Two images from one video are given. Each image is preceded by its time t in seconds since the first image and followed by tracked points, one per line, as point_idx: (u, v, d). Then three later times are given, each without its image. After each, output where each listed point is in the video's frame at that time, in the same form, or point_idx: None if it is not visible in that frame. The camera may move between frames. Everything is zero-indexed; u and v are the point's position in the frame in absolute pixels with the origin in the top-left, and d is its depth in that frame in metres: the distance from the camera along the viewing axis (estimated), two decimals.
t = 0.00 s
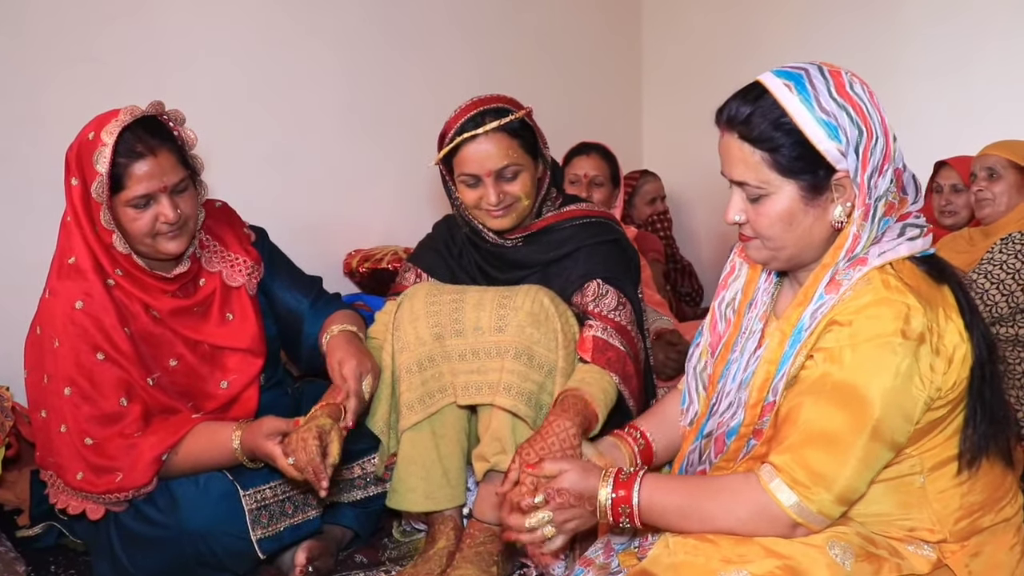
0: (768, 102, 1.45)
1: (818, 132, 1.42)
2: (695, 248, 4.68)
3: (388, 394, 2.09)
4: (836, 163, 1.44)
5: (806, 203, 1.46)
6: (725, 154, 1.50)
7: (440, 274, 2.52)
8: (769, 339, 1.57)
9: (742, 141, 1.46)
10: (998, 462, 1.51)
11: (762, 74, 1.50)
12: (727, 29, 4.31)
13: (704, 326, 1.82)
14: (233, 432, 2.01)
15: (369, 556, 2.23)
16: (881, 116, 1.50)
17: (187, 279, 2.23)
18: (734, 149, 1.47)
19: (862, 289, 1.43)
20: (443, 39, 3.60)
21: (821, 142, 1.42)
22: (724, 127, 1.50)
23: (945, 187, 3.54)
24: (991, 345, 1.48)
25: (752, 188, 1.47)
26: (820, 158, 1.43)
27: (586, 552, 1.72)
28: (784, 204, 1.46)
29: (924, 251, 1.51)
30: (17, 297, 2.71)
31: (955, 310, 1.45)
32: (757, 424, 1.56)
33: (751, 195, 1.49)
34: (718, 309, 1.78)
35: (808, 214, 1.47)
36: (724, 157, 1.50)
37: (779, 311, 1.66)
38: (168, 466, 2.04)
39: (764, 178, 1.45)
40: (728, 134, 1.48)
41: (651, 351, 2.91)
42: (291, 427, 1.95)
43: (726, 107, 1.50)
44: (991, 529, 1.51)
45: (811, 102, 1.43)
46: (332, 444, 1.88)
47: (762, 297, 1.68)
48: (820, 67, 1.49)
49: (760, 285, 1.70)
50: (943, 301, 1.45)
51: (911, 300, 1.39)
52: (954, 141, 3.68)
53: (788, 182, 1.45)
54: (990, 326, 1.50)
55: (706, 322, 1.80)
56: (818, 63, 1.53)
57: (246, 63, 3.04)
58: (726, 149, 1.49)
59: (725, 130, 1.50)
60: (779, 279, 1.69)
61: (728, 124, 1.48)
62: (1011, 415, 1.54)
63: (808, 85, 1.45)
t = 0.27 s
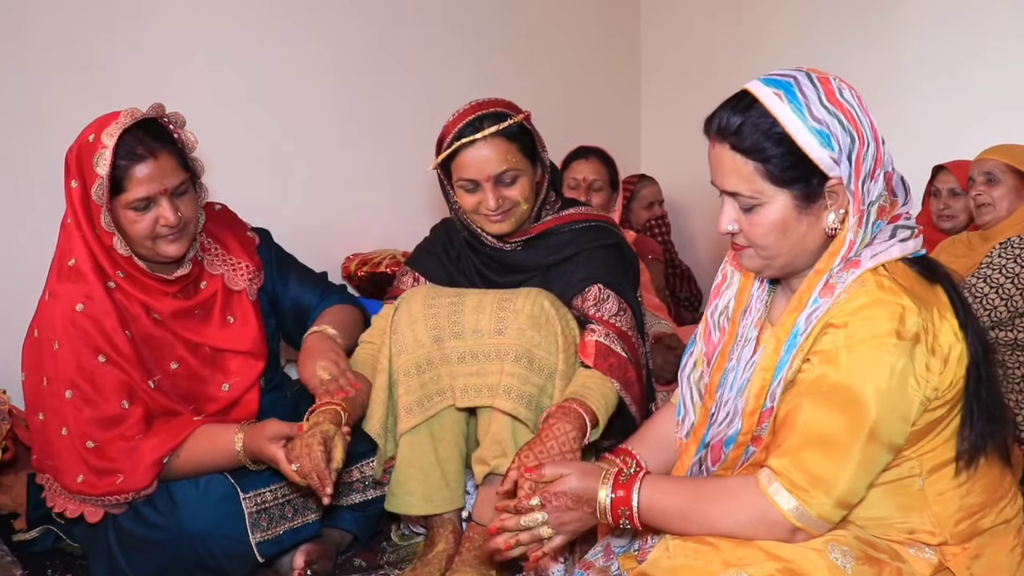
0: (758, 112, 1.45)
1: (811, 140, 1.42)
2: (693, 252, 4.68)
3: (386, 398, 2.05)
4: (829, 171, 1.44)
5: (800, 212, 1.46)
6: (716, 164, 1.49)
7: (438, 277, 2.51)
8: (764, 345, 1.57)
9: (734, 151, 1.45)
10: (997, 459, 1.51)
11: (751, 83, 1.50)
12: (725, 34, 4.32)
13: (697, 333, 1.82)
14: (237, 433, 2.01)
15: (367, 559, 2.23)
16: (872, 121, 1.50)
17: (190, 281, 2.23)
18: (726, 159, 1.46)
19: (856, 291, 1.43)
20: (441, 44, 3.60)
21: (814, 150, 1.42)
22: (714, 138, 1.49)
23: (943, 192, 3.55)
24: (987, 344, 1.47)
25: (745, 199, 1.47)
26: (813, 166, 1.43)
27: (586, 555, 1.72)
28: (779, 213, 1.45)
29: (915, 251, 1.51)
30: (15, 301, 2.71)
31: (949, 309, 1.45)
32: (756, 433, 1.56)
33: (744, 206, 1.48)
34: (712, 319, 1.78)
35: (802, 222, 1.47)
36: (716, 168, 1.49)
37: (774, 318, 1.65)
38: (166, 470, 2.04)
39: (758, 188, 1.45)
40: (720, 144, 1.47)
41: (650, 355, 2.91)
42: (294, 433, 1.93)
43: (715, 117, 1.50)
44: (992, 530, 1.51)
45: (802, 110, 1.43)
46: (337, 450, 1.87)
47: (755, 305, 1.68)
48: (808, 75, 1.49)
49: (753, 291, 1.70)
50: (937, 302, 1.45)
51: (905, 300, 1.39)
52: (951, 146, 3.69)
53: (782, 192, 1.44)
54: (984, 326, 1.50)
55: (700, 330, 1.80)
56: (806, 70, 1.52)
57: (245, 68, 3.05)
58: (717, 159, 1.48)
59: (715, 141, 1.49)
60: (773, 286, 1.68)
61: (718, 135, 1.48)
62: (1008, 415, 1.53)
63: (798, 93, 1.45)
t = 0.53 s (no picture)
0: (760, 116, 1.45)
1: (813, 146, 1.42)
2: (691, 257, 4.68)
3: (384, 398, 2.05)
4: (830, 176, 1.44)
5: (801, 217, 1.46)
6: (717, 168, 1.49)
7: (436, 278, 2.51)
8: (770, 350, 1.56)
9: (735, 156, 1.45)
10: (999, 464, 1.52)
11: (752, 87, 1.50)
12: (725, 39, 4.33)
13: (691, 336, 1.82)
14: (233, 432, 2.01)
15: (364, 560, 2.22)
16: (874, 126, 1.50)
17: (189, 280, 2.22)
18: (727, 164, 1.46)
19: (861, 295, 1.43)
20: (441, 46, 3.61)
21: (815, 156, 1.42)
22: (715, 142, 1.49)
23: (942, 198, 3.55)
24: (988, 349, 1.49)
25: (746, 204, 1.46)
26: (815, 171, 1.43)
27: (584, 558, 1.74)
28: (779, 218, 1.45)
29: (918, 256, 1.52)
30: (13, 299, 2.70)
31: (952, 314, 1.46)
32: (758, 437, 1.56)
33: (744, 210, 1.48)
34: (709, 325, 1.78)
35: (803, 227, 1.47)
36: (717, 172, 1.49)
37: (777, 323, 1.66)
38: (164, 470, 2.03)
39: (758, 193, 1.45)
40: (721, 148, 1.47)
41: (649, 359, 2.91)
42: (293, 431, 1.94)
43: (716, 121, 1.50)
44: (993, 536, 1.51)
45: (804, 115, 1.43)
46: (336, 449, 1.89)
47: (757, 307, 1.68)
48: (811, 79, 1.49)
49: (754, 293, 1.70)
50: (940, 307, 1.45)
51: (910, 305, 1.39)
52: (950, 153, 3.70)
53: (782, 197, 1.44)
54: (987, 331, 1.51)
55: (694, 334, 1.80)
56: (808, 74, 1.52)
57: (246, 68, 3.04)
58: (718, 164, 1.48)
59: (715, 145, 1.49)
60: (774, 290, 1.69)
61: (719, 139, 1.48)
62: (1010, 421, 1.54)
63: (800, 98, 1.45)
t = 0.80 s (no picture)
0: (766, 103, 1.47)
1: (806, 141, 1.43)
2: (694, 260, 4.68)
3: (387, 398, 2.05)
4: (822, 173, 1.44)
5: (792, 210, 1.47)
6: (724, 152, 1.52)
7: (443, 279, 2.51)
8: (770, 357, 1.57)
9: (738, 140, 1.48)
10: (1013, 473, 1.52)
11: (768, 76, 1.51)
12: (729, 42, 4.33)
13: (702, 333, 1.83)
14: (234, 433, 2.01)
15: (367, 561, 2.23)
16: (884, 130, 1.48)
17: (192, 281, 2.23)
18: (731, 148, 1.50)
19: (867, 298, 1.43)
20: (445, 48, 3.61)
21: (807, 150, 1.43)
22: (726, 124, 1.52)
23: (947, 201, 3.54)
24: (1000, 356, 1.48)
25: (741, 189, 1.50)
26: (806, 166, 1.44)
27: (588, 559, 1.74)
28: (770, 207, 1.47)
29: (930, 262, 1.50)
30: (18, 299, 2.71)
31: (960, 319, 1.46)
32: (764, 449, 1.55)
33: (742, 195, 1.51)
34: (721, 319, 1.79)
35: (793, 220, 1.48)
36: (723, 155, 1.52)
37: (787, 318, 1.67)
38: (167, 469, 2.04)
39: (752, 180, 1.47)
40: (728, 131, 1.51)
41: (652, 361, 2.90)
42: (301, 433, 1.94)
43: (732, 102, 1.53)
44: (999, 541, 1.51)
45: (804, 110, 1.44)
46: (346, 452, 1.90)
47: (769, 299, 1.69)
48: (826, 75, 1.49)
49: (766, 282, 1.72)
50: (949, 312, 1.45)
51: (916, 309, 1.40)
52: (954, 157, 3.69)
53: (774, 187, 1.46)
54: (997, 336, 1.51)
55: (706, 330, 1.81)
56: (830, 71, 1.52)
57: (250, 69, 3.06)
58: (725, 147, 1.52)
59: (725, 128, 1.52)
60: (786, 285, 1.70)
61: (728, 122, 1.51)
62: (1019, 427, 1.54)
63: (806, 92, 1.45)
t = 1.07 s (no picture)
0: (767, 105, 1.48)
1: (803, 146, 1.44)
2: (697, 261, 4.68)
3: (392, 401, 2.05)
4: (819, 178, 1.45)
5: (790, 213, 1.49)
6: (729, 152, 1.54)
7: (448, 281, 2.52)
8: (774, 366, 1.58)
9: (740, 141, 1.51)
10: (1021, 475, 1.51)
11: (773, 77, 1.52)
12: (731, 43, 4.33)
13: (721, 333, 1.83)
14: (241, 438, 2.01)
15: (373, 564, 2.23)
16: (885, 138, 1.47)
17: (197, 285, 2.23)
18: (735, 149, 1.52)
19: (874, 300, 1.43)
20: (448, 51, 3.62)
21: (803, 155, 1.44)
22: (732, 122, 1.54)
23: (950, 201, 3.53)
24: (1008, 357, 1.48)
25: (743, 189, 1.52)
26: (803, 170, 1.45)
27: (592, 561, 1.74)
28: (769, 209, 1.49)
29: (940, 266, 1.50)
30: (22, 301, 2.72)
31: (968, 322, 1.45)
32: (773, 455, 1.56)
33: (744, 196, 1.53)
34: (734, 315, 1.80)
35: (792, 223, 1.49)
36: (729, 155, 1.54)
37: (794, 312, 1.68)
38: (172, 472, 2.04)
39: (752, 182, 1.49)
40: (732, 131, 1.53)
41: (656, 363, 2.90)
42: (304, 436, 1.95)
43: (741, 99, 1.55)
44: (1004, 542, 1.51)
45: (803, 115, 1.44)
46: (347, 458, 1.90)
47: (778, 296, 1.71)
48: (830, 79, 1.48)
49: (776, 279, 1.73)
50: (957, 315, 1.45)
51: (923, 313, 1.39)
52: (957, 157, 3.69)
53: (774, 190, 1.48)
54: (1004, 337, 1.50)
55: (723, 328, 1.82)
56: (836, 74, 1.52)
57: (254, 72, 3.06)
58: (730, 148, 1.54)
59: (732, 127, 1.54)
60: (795, 280, 1.71)
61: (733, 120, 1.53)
62: None
63: (807, 97, 1.46)
